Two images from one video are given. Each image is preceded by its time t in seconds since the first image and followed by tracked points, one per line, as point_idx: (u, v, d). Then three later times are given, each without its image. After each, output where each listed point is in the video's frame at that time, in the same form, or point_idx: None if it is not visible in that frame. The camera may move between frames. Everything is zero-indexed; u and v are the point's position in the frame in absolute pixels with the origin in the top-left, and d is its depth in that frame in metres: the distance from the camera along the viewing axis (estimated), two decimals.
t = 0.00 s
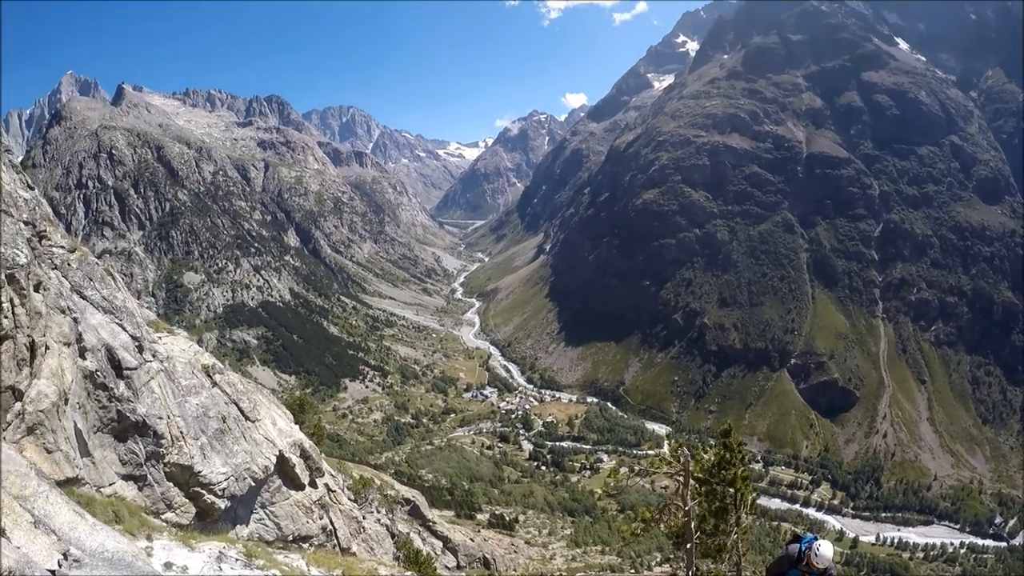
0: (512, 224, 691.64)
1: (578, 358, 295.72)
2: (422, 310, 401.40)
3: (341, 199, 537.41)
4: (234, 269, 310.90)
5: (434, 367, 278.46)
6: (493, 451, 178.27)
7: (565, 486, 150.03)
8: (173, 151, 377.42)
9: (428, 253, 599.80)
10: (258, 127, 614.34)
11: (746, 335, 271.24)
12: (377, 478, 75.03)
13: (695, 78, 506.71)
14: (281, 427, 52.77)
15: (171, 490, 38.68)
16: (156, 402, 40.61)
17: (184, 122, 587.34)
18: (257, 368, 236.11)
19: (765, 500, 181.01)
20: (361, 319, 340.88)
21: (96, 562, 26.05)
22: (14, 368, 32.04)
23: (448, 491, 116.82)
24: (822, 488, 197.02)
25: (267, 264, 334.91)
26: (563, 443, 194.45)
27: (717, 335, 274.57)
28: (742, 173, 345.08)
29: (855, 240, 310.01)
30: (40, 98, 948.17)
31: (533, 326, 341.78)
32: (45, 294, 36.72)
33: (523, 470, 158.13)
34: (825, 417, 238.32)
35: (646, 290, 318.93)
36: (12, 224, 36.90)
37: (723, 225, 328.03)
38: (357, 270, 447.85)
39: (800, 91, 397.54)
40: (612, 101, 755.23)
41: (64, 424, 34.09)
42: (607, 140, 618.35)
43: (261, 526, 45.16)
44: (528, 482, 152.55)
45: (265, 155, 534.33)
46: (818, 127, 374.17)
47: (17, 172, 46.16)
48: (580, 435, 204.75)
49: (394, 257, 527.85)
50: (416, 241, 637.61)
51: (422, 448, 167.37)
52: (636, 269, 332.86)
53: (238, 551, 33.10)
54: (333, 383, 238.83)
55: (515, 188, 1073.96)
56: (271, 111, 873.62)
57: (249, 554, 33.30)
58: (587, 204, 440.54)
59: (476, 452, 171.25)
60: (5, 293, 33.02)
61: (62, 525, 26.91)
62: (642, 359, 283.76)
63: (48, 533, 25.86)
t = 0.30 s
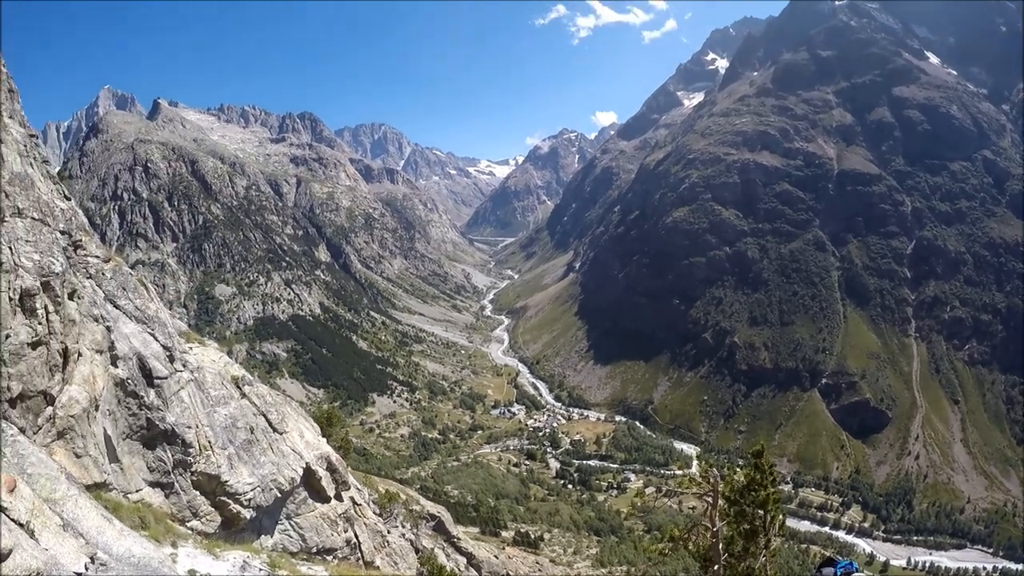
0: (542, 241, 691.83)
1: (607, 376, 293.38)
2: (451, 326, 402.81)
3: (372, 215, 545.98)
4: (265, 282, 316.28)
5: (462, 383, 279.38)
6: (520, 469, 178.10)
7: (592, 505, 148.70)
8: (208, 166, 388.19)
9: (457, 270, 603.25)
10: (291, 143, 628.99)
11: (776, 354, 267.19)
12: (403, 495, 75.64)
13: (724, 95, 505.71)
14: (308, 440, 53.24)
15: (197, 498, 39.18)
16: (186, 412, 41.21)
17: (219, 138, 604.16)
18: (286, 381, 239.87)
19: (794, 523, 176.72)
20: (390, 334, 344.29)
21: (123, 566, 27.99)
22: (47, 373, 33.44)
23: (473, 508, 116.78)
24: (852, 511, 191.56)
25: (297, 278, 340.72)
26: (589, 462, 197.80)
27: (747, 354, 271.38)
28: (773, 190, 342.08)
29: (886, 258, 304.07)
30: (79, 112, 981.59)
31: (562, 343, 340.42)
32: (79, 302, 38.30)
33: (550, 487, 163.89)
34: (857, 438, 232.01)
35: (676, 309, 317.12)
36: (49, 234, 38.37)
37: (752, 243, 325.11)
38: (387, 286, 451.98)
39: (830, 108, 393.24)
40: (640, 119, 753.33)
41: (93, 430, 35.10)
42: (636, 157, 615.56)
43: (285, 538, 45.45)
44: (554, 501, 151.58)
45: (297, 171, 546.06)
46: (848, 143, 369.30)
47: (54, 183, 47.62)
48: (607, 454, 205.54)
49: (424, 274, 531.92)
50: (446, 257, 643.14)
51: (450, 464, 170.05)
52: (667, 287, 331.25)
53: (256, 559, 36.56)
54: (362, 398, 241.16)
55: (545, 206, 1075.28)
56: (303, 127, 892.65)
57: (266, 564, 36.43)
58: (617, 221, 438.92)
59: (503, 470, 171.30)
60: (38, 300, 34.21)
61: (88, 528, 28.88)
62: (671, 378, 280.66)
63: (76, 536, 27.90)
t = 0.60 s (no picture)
0: (581, 256, 689.22)
1: (647, 392, 288.87)
2: (489, 342, 403.07)
3: (411, 230, 554.01)
4: (306, 296, 322.24)
5: (500, 398, 279.53)
6: (557, 484, 176.62)
7: (629, 523, 146.43)
8: (249, 182, 399.53)
9: (496, 285, 605.27)
10: (331, 160, 644.10)
11: (818, 369, 259.58)
12: (439, 508, 76.31)
13: (762, 106, 498.54)
14: (346, 451, 54.11)
15: (234, 507, 40.03)
16: (225, 421, 42.24)
17: (262, 155, 622.53)
18: (325, 393, 242.82)
19: (835, 543, 170.92)
20: (429, 348, 347.40)
21: (161, 571, 29.39)
22: (91, 381, 34.57)
23: (509, 523, 116.67)
24: (894, 531, 184.37)
25: (337, 292, 346.97)
26: (628, 478, 194.45)
27: (787, 370, 264.64)
28: (813, 203, 336.83)
29: (929, 269, 294.55)
30: (126, 130, 1023.13)
31: (600, 359, 336.36)
32: (123, 313, 39.35)
33: (586, 503, 161.60)
34: (899, 456, 223.93)
35: (716, 323, 312.12)
36: (96, 247, 39.95)
37: (792, 256, 319.73)
38: (426, 300, 456.09)
39: (869, 117, 384.80)
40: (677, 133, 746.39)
41: (135, 437, 36.25)
42: (673, 171, 608.54)
43: (320, 547, 46.09)
44: (590, 517, 149.57)
45: (337, 187, 558.52)
46: (889, 152, 360.05)
47: (100, 198, 49.52)
48: (646, 470, 201.75)
49: (463, 288, 535.09)
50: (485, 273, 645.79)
51: (487, 478, 170.30)
52: (706, 301, 328.04)
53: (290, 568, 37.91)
54: (400, 412, 243.40)
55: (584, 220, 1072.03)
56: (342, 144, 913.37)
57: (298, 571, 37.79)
58: (655, 236, 435.81)
59: (539, 485, 170.11)
60: (83, 309, 35.14)
61: (129, 533, 30.02)
62: (711, 394, 275.08)
63: (117, 540, 28.90)
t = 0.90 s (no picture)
0: (615, 266, 684.34)
1: (682, 404, 284.29)
2: (524, 352, 402.90)
3: (446, 242, 559.34)
4: (341, 306, 327.38)
5: (534, 409, 279.03)
6: (589, 496, 175.26)
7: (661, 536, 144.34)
8: (286, 195, 408.70)
9: (531, 295, 604.98)
10: (366, 173, 656.02)
11: (856, 382, 252.47)
12: (471, 518, 76.76)
13: (796, 114, 490.76)
14: (379, 460, 54.93)
15: (267, 512, 40.59)
16: (260, 429, 42.94)
17: (299, 168, 637.92)
18: (359, 403, 245.39)
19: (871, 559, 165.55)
20: (464, 359, 349.48)
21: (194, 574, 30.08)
22: (129, 387, 35.43)
23: (540, 534, 116.43)
24: (933, 547, 177.75)
25: (373, 302, 351.82)
26: (661, 491, 191.43)
27: (825, 382, 258.22)
28: (849, 211, 330.40)
29: (970, 277, 285.21)
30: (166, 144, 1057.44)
31: (634, 370, 332.20)
32: (161, 321, 40.28)
33: (619, 516, 159.27)
34: (938, 470, 216.35)
35: (751, 334, 307.20)
36: (135, 256, 41.22)
37: (829, 266, 313.52)
38: (461, 311, 458.84)
39: (905, 122, 375.70)
40: (711, 144, 737.05)
41: (171, 442, 37.02)
42: (708, 180, 600.50)
43: (351, 555, 46.35)
44: (622, 530, 147.72)
45: (372, 199, 567.58)
46: (926, 158, 350.67)
47: (138, 209, 51.15)
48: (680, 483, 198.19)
49: (498, 299, 536.87)
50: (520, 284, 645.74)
51: (519, 489, 170.43)
52: (741, 311, 321.69)
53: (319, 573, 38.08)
54: (434, 422, 245.16)
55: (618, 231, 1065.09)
56: (377, 157, 930.34)
57: None
58: (691, 246, 432.05)
59: (572, 497, 169.14)
60: (122, 317, 36.00)
61: (164, 535, 30.61)
62: (747, 406, 270.05)
63: (153, 541, 29.50)
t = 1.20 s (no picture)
0: (647, 280, 679.27)
1: (714, 422, 279.58)
2: (556, 367, 401.33)
3: (480, 255, 563.00)
4: (375, 317, 331.38)
5: (565, 425, 278.13)
6: (618, 513, 173.55)
7: (690, 556, 141.82)
8: (322, 207, 420.89)
9: (564, 309, 604.44)
10: (402, 185, 665.81)
11: (891, 401, 245.78)
12: (496, 532, 76.73)
13: (833, 127, 482.37)
14: (408, 471, 55.27)
15: (295, 520, 40.90)
16: (292, 436, 43.29)
17: (336, 180, 650.67)
18: (390, 414, 248.31)
19: None
20: (495, 372, 350.26)
21: None
22: (164, 391, 35.97)
23: (568, 551, 115.67)
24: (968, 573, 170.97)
25: (406, 314, 355.29)
26: (692, 510, 188.26)
27: (859, 402, 251.20)
28: (886, 226, 322.66)
29: (1011, 294, 275.67)
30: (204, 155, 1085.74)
31: (666, 387, 328.58)
32: (197, 327, 41.02)
33: (647, 534, 157.28)
34: (975, 493, 208.75)
35: (786, 351, 303.14)
36: (172, 263, 42.00)
37: (865, 283, 306.52)
38: (493, 324, 460.50)
39: (943, 134, 366.42)
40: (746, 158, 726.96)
41: (203, 447, 37.52)
42: (743, 196, 592.37)
43: (375, 564, 47.12)
44: (650, 549, 145.10)
45: (407, 212, 574.54)
46: (964, 171, 341.08)
47: (177, 218, 52.25)
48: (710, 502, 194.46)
49: (531, 313, 536.50)
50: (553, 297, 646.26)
51: (548, 504, 170.13)
52: (775, 328, 319.58)
53: None
54: (464, 435, 246.66)
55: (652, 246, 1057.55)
56: (411, 169, 944.91)
57: None
58: (725, 262, 427.28)
59: (600, 514, 167.58)
60: (159, 322, 36.57)
61: (194, 538, 30.98)
62: (779, 425, 264.96)
63: (184, 543, 29.76)
